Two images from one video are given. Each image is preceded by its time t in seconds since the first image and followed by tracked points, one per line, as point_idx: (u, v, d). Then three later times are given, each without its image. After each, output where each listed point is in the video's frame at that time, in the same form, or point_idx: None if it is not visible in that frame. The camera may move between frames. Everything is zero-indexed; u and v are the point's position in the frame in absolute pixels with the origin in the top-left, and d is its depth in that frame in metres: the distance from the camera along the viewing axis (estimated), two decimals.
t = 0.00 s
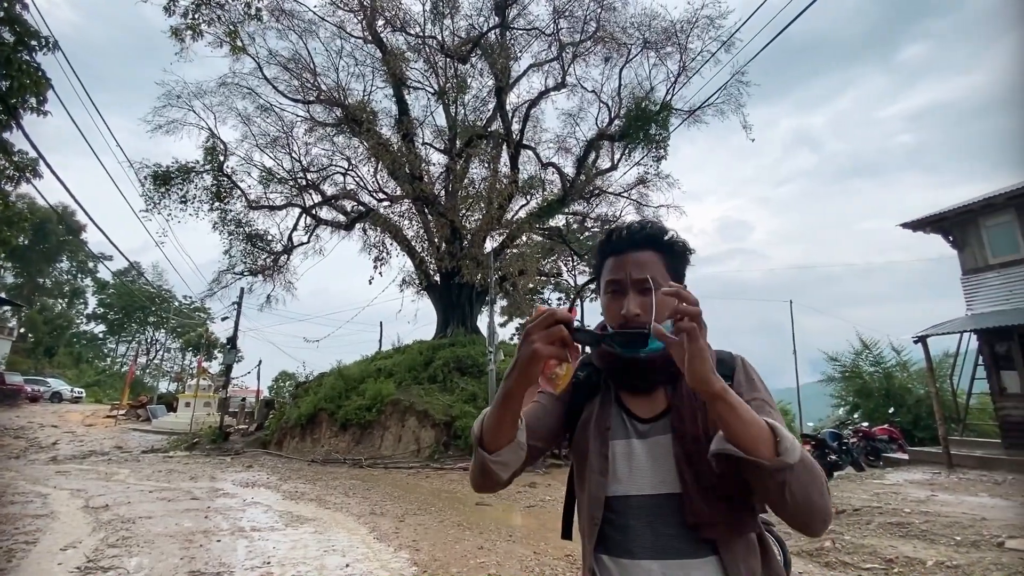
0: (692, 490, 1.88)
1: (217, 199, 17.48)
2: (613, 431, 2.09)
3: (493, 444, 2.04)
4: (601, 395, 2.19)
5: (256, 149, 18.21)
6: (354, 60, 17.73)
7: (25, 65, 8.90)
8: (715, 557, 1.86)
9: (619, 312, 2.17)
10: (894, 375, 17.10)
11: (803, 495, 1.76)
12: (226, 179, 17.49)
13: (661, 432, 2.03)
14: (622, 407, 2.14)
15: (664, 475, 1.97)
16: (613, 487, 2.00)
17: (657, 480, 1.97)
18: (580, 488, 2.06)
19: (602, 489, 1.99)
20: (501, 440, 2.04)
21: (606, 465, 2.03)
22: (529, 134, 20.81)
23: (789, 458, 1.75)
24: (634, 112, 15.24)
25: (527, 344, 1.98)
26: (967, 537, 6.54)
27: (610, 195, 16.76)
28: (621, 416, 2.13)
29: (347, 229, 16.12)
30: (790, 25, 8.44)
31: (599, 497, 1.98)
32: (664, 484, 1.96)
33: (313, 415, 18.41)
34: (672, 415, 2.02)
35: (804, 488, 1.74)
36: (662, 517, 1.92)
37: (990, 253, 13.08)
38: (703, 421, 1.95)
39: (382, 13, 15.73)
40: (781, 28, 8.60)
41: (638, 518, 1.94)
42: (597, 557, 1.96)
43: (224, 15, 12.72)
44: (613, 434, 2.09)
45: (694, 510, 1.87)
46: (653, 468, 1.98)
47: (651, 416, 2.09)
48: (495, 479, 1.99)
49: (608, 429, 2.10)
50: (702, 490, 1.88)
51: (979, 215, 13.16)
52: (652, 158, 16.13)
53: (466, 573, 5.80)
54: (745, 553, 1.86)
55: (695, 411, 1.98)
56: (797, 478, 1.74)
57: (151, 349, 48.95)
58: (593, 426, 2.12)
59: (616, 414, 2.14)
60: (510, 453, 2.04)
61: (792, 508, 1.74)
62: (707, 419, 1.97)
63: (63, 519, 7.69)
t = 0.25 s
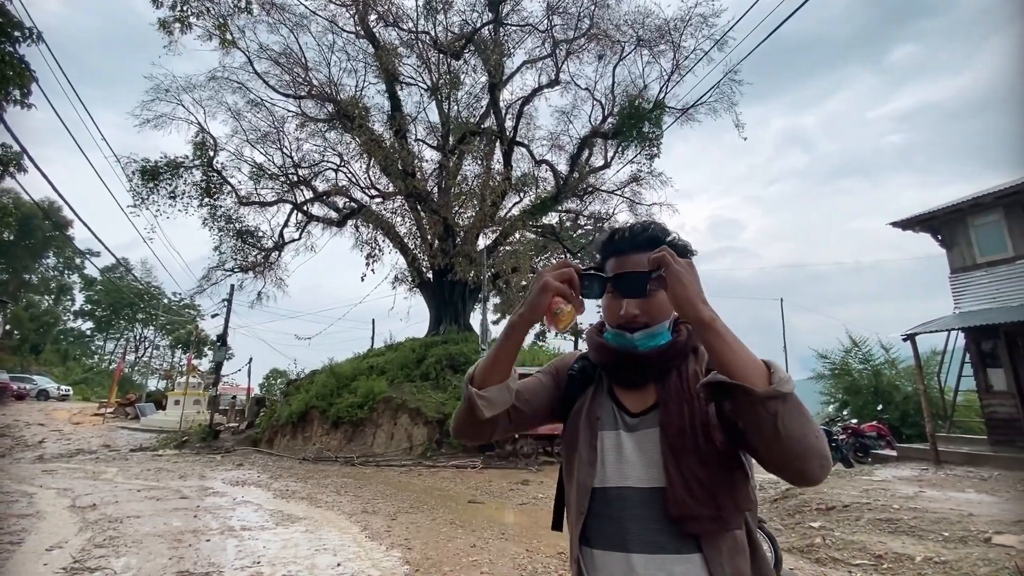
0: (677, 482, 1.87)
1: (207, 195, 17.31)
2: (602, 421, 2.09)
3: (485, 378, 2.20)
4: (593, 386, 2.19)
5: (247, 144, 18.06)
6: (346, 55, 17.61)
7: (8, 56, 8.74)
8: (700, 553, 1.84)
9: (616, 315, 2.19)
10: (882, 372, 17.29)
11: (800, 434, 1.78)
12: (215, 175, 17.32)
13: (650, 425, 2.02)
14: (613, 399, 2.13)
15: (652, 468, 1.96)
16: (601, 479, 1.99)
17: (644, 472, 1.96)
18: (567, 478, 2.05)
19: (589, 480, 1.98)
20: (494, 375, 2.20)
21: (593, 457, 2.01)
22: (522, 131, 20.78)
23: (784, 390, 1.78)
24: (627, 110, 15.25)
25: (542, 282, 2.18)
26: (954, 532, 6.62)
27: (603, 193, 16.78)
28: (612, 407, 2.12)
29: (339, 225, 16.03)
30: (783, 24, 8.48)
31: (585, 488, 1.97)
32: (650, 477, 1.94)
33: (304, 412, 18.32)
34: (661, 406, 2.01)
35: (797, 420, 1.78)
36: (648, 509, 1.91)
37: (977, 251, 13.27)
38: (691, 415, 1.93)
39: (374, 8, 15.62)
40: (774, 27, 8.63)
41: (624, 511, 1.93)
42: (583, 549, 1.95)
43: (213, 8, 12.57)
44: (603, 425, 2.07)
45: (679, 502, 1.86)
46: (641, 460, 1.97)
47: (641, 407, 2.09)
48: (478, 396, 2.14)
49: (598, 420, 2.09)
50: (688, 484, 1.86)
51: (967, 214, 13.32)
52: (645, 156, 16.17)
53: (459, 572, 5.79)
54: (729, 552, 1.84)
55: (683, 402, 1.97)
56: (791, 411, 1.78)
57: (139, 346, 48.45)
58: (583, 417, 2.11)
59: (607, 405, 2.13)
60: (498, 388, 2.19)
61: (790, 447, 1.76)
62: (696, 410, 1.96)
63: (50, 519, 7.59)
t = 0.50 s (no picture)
0: (656, 470, 1.84)
1: (200, 191, 17.19)
2: (584, 412, 2.09)
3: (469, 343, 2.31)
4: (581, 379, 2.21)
5: (241, 140, 17.94)
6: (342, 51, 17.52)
7: None
8: (677, 544, 1.81)
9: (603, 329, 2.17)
10: (876, 370, 17.41)
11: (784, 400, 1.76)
12: (209, 171, 17.20)
13: (632, 416, 2.00)
14: (599, 393, 2.13)
15: (633, 457, 1.94)
16: (581, 466, 1.99)
17: (625, 462, 1.94)
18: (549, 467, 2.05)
19: (569, 467, 1.98)
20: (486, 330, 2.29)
21: (574, 445, 2.01)
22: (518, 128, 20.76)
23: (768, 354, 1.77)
24: (623, 107, 15.24)
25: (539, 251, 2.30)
26: (946, 529, 6.68)
27: (599, 191, 16.79)
28: (596, 401, 2.13)
29: (334, 223, 15.96)
30: (779, 22, 8.48)
31: (565, 474, 1.97)
32: (630, 467, 1.93)
33: (299, 410, 18.27)
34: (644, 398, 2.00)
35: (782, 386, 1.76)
36: (627, 497, 1.89)
37: (970, 250, 13.38)
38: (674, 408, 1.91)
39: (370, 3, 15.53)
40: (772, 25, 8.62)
41: (603, 499, 1.92)
42: (560, 536, 1.94)
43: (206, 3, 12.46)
44: (585, 415, 2.08)
45: (657, 491, 1.83)
46: (622, 449, 1.96)
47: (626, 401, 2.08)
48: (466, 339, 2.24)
49: (581, 411, 2.10)
50: (667, 473, 1.83)
51: (960, 213, 13.43)
52: (641, 154, 16.18)
53: (455, 570, 5.79)
54: (707, 547, 1.80)
55: (667, 394, 1.95)
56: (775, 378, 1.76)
57: (133, 343, 48.15)
58: (566, 408, 2.12)
59: (593, 399, 2.13)
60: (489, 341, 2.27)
61: (772, 418, 1.74)
62: (679, 402, 1.93)
63: (41, 518, 7.53)
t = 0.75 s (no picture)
0: (630, 474, 1.80)
1: (197, 189, 17.14)
2: (566, 415, 2.08)
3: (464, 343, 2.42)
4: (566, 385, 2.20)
5: (238, 138, 17.89)
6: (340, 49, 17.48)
7: None
8: (649, 549, 1.76)
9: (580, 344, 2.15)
10: (872, 368, 17.49)
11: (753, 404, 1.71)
12: (206, 169, 17.13)
13: (612, 420, 1.97)
14: (584, 397, 2.11)
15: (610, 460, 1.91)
16: (560, 467, 1.97)
17: (604, 464, 1.91)
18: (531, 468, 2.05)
19: (547, 468, 1.97)
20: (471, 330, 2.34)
21: (553, 447, 2.00)
22: (517, 126, 20.75)
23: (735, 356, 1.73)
24: (622, 105, 15.24)
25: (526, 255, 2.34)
26: (940, 526, 6.72)
27: (597, 189, 16.79)
28: (581, 405, 2.11)
29: (331, 221, 15.93)
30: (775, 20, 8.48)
31: (542, 476, 1.97)
32: (607, 469, 1.90)
33: (297, 409, 18.25)
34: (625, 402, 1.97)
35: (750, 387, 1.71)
36: (605, 498, 1.86)
37: (966, 248, 13.45)
38: (654, 412, 1.86)
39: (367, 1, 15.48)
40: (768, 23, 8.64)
41: (580, 500, 1.89)
42: (537, 536, 1.93)
43: None
44: (568, 418, 2.06)
45: (631, 495, 1.79)
46: (600, 452, 1.93)
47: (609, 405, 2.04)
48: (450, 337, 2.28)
49: (564, 413, 2.08)
50: (641, 476, 1.79)
51: (956, 212, 13.49)
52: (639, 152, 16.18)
53: (453, 569, 5.80)
54: (681, 553, 1.73)
55: (646, 399, 1.91)
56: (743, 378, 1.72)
57: (130, 342, 48.01)
58: (550, 411, 2.12)
59: (577, 403, 2.12)
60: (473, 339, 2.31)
61: (739, 420, 1.68)
62: (658, 407, 1.89)
63: (35, 518, 7.52)
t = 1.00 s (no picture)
0: (602, 472, 1.78)
1: (196, 188, 17.12)
2: (549, 415, 2.08)
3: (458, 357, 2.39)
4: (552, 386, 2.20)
5: (237, 137, 17.87)
6: (339, 48, 17.48)
7: None
8: (619, 548, 1.73)
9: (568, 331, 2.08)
10: (871, 367, 17.51)
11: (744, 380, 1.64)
12: (205, 168, 17.11)
13: (591, 419, 1.96)
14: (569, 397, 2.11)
15: (587, 459, 1.89)
16: (538, 466, 1.98)
17: (580, 463, 1.90)
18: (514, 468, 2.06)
19: (527, 467, 1.99)
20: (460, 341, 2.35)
21: (532, 447, 2.02)
22: (517, 125, 20.77)
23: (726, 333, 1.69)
24: (622, 104, 15.23)
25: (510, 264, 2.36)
26: (937, 525, 6.74)
27: (597, 188, 16.79)
28: (565, 405, 2.11)
29: (331, 220, 15.91)
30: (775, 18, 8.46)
31: (522, 475, 1.98)
32: (583, 467, 1.88)
33: (296, 407, 18.25)
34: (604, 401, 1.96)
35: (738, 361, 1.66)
36: (579, 497, 1.85)
37: (964, 247, 13.47)
38: (628, 411, 1.84)
39: None
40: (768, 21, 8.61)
41: (555, 499, 1.89)
42: (516, 536, 1.94)
43: None
44: (549, 418, 2.06)
45: (602, 494, 1.77)
46: (578, 451, 1.92)
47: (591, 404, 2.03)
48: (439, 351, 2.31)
49: (546, 413, 2.09)
50: (612, 474, 1.76)
51: (955, 211, 13.50)
52: (639, 151, 16.17)
53: (449, 568, 5.81)
54: (651, 554, 1.68)
55: (625, 396, 1.90)
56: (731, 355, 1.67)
57: (130, 341, 47.91)
58: (534, 412, 2.13)
59: (562, 403, 2.11)
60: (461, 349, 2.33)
61: (725, 391, 1.63)
62: (635, 405, 1.87)
63: (33, 517, 7.51)
